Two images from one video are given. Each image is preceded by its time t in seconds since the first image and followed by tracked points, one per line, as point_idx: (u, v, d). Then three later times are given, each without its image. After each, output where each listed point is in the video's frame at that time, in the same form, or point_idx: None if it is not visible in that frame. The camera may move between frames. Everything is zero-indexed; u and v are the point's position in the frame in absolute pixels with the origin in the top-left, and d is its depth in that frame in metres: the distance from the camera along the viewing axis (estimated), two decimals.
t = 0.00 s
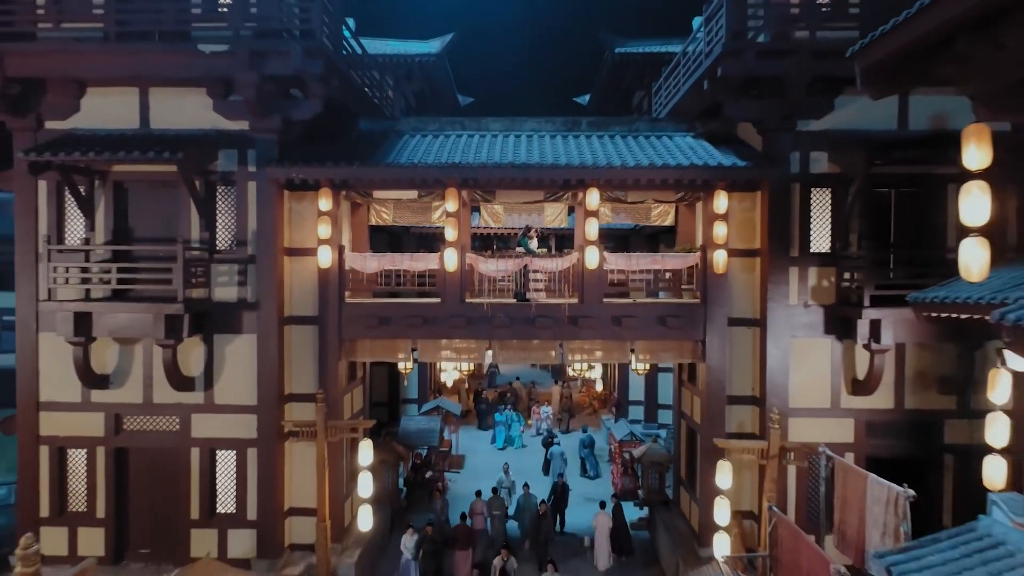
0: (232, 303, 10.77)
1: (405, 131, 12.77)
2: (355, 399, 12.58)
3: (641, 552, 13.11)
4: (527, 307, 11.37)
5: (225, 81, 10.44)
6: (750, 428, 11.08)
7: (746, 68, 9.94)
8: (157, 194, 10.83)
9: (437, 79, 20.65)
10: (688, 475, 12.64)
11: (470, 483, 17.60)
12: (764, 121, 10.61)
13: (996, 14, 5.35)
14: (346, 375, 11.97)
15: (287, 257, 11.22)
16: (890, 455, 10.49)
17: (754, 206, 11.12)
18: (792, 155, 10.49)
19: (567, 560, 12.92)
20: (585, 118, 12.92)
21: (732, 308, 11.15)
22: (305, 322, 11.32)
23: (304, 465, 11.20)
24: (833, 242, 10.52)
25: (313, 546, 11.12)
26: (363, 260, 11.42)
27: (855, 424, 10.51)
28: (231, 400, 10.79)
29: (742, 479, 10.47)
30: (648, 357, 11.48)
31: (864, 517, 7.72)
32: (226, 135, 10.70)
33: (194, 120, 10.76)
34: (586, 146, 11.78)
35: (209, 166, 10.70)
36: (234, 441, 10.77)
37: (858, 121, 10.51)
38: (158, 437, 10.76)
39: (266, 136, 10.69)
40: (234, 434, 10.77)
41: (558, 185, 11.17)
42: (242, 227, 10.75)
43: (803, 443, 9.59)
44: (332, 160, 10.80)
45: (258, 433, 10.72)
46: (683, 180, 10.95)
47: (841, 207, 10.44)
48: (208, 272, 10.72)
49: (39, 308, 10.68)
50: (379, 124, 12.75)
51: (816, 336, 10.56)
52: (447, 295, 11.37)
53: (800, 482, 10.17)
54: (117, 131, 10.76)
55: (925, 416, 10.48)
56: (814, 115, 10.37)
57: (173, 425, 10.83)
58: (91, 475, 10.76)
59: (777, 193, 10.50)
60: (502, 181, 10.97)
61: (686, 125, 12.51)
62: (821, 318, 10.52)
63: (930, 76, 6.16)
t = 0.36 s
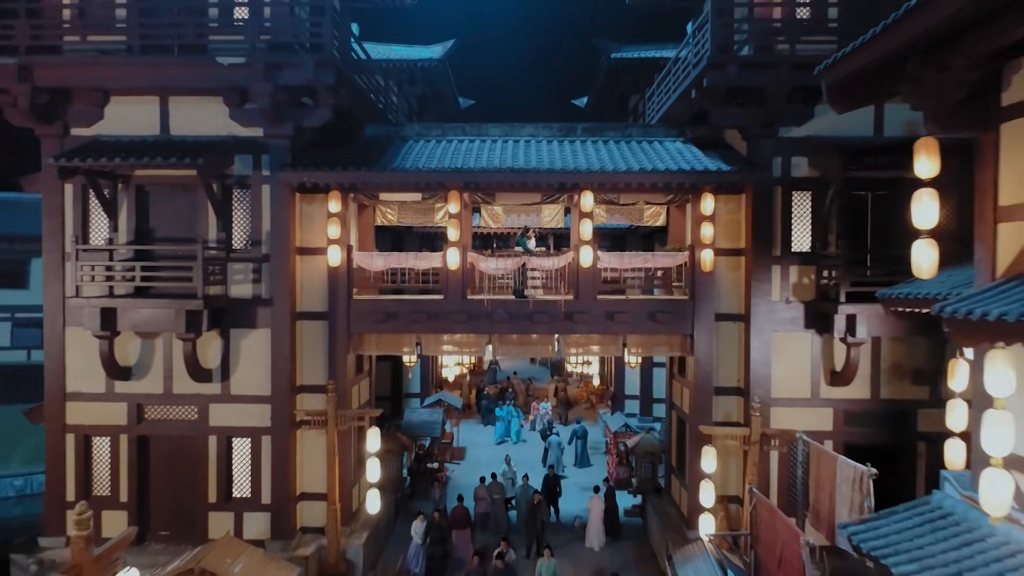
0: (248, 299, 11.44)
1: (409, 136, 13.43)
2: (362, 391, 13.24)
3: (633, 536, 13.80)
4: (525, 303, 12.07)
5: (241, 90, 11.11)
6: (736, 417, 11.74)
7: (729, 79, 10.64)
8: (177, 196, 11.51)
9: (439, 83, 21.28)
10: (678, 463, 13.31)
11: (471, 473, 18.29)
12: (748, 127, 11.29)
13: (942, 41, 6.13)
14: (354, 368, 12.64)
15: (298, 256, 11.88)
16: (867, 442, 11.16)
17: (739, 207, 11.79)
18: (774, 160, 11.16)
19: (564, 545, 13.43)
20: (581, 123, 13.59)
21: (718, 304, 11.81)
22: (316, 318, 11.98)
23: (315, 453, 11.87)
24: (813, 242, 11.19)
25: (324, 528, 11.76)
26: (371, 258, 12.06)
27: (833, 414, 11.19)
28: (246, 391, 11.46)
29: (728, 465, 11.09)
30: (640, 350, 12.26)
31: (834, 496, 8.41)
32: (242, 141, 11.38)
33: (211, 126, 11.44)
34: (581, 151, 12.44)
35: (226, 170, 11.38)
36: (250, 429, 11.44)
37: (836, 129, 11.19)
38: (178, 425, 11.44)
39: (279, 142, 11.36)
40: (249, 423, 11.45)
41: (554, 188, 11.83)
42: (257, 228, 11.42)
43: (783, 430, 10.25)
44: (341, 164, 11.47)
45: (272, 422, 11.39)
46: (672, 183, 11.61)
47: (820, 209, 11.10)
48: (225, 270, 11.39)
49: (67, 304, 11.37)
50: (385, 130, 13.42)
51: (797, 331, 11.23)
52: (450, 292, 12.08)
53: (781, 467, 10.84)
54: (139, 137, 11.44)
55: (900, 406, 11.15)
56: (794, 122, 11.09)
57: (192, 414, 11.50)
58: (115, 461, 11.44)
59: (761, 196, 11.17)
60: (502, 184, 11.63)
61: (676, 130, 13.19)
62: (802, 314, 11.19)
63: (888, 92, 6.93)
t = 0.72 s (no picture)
0: (262, 296, 12.12)
1: (413, 141, 14.11)
2: (369, 383, 13.92)
3: (627, 521, 14.49)
4: (523, 300, 12.75)
5: (255, 98, 11.77)
6: (723, 407, 12.40)
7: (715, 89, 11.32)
8: (195, 198, 12.19)
9: (441, 87, 21.92)
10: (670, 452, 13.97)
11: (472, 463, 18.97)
12: (733, 134, 11.96)
13: (900, 61, 6.77)
14: (361, 361, 13.32)
15: (309, 255, 12.54)
16: (845, 430, 11.85)
17: (726, 209, 12.46)
18: (758, 165, 11.84)
19: (561, 531, 14.03)
20: (576, 129, 14.26)
21: (707, 301, 12.49)
22: (325, 313, 12.64)
23: (325, 442, 12.54)
24: (795, 242, 11.86)
25: (333, 513, 12.42)
26: (377, 257, 12.67)
27: (814, 404, 11.86)
28: (261, 382, 12.14)
29: (715, 452, 11.74)
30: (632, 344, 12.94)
31: (808, 475, 9.11)
32: (256, 146, 12.06)
33: (227, 132, 12.12)
34: (576, 155, 13.12)
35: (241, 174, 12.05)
36: (263, 418, 12.12)
37: (817, 135, 11.85)
38: (196, 415, 12.12)
39: (291, 147, 12.04)
40: (263, 412, 12.13)
41: (551, 191, 12.50)
42: (270, 229, 12.09)
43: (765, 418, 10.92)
44: (350, 168, 12.15)
45: (285, 412, 12.07)
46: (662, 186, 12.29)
47: (801, 210, 11.78)
48: (240, 269, 12.06)
49: (91, 300, 12.06)
50: (390, 135, 14.10)
51: (779, 326, 11.90)
52: (452, 289, 12.75)
53: (764, 454, 11.52)
54: (159, 142, 12.12)
55: (877, 396, 11.82)
56: (777, 129, 11.76)
57: (209, 404, 12.18)
58: (137, 448, 12.12)
59: (746, 198, 11.84)
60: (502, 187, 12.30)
61: (667, 135, 13.86)
62: (784, 309, 11.86)
63: (855, 105, 7.60)
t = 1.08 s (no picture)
0: (274, 292, 12.81)
1: (417, 144, 14.81)
2: (376, 375, 14.61)
3: (622, 506, 15.21)
4: (522, 295, 13.46)
5: (268, 106, 12.45)
6: (711, 398, 13.08)
7: (702, 96, 12.02)
8: (211, 200, 12.86)
9: (443, 90, 22.56)
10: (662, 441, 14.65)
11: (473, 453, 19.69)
12: (721, 138, 12.65)
13: (864, 76, 7.42)
14: (368, 354, 14.02)
15: (319, 253, 13.22)
16: (825, 419, 12.55)
17: (714, 209, 13.14)
18: (744, 168, 12.52)
19: (558, 515, 14.75)
20: (573, 133, 14.95)
21: (696, 296, 13.18)
22: (334, 308, 13.32)
23: (334, 431, 13.23)
24: (779, 241, 12.55)
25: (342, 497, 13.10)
26: (383, 255, 13.26)
27: (797, 394, 12.54)
28: (273, 373, 12.84)
29: (704, 440, 12.43)
30: (625, 338, 13.67)
31: (787, 458, 9.81)
32: (269, 150, 12.75)
33: (242, 137, 12.82)
34: (571, 158, 13.80)
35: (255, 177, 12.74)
36: (276, 408, 12.82)
37: (799, 140, 12.53)
38: (212, 404, 12.82)
39: (302, 152, 12.71)
40: (276, 402, 12.82)
41: (548, 193, 13.18)
42: (282, 228, 12.78)
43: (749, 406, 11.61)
44: (358, 171, 12.83)
45: (296, 401, 12.77)
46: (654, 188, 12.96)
47: (784, 211, 12.47)
48: (254, 266, 12.75)
49: (112, 296, 12.76)
50: (396, 139, 14.80)
51: (764, 320, 12.59)
52: (455, 286, 13.46)
53: (749, 441, 12.21)
54: (177, 147, 12.81)
55: (856, 387, 12.52)
56: (761, 134, 12.42)
57: (224, 394, 12.87)
58: (157, 436, 12.82)
59: (732, 199, 12.53)
60: (502, 188, 12.97)
61: (659, 139, 14.55)
62: (769, 305, 12.55)
63: (825, 116, 8.29)
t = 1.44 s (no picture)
0: (286, 285, 13.52)
1: (421, 144, 15.49)
2: (381, 363, 15.33)
3: (616, 489, 15.95)
4: (521, 288, 14.18)
5: (280, 108, 13.13)
6: (700, 385, 13.80)
7: (690, 100, 12.72)
8: (225, 197, 13.55)
9: (444, 89, 23.21)
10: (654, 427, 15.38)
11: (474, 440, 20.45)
12: (709, 139, 13.34)
13: (833, 87, 8.11)
14: (374, 343, 14.72)
15: (328, 248, 13.91)
16: (809, 405, 13.25)
17: (703, 206, 13.82)
18: (732, 167, 13.21)
19: (556, 497, 15.49)
20: (569, 133, 15.64)
21: (686, 289, 13.87)
22: (342, 300, 14.01)
23: (342, 417, 13.94)
24: (764, 236, 13.24)
25: (350, 479, 13.81)
26: (388, 249, 13.94)
27: (781, 381, 13.24)
28: (285, 362, 13.55)
29: (693, 424, 13.14)
30: (618, 328, 14.41)
31: (767, 440, 10.54)
32: (281, 150, 13.44)
33: (255, 138, 13.51)
34: (568, 157, 14.48)
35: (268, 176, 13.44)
36: (288, 394, 13.54)
37: (783, 140, 13.21)
38: (227, 391, 13.54)
39: (312, 152, 13.39)
40: (288, 388, 13.55)
41: (545, 190, 13.87)
42: (294, 224, 13.48)
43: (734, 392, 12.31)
44: (365, 170, 13.51)
45: (306, 388, 13.49)
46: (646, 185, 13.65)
47: (769, 207, 13.16)
48: (266, 260, 13.46)
49: (132, 288, 13.47)
50: (401, 139, 15.49)
51: (750, 311, 13.28)
52: (457, 279, 14.18)
53: (736, 425, 12.92)
54: (193, 147, 13.50)
55: (836, 374, 13.23)
56: (747, 135, 13.11)
57: (238, 381, 13.58)
58: (174, 420, 13.55)
59: (720, 197, 13.22)
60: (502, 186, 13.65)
61: (652, 139, 15.24)
62: (754, 296, 13.24)
63: (800, 122, 8.98)
